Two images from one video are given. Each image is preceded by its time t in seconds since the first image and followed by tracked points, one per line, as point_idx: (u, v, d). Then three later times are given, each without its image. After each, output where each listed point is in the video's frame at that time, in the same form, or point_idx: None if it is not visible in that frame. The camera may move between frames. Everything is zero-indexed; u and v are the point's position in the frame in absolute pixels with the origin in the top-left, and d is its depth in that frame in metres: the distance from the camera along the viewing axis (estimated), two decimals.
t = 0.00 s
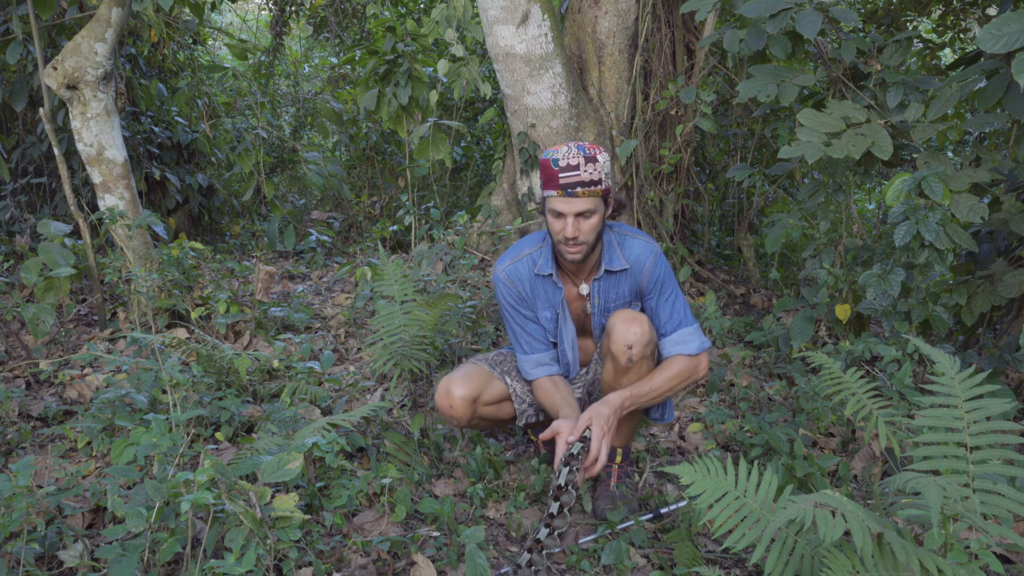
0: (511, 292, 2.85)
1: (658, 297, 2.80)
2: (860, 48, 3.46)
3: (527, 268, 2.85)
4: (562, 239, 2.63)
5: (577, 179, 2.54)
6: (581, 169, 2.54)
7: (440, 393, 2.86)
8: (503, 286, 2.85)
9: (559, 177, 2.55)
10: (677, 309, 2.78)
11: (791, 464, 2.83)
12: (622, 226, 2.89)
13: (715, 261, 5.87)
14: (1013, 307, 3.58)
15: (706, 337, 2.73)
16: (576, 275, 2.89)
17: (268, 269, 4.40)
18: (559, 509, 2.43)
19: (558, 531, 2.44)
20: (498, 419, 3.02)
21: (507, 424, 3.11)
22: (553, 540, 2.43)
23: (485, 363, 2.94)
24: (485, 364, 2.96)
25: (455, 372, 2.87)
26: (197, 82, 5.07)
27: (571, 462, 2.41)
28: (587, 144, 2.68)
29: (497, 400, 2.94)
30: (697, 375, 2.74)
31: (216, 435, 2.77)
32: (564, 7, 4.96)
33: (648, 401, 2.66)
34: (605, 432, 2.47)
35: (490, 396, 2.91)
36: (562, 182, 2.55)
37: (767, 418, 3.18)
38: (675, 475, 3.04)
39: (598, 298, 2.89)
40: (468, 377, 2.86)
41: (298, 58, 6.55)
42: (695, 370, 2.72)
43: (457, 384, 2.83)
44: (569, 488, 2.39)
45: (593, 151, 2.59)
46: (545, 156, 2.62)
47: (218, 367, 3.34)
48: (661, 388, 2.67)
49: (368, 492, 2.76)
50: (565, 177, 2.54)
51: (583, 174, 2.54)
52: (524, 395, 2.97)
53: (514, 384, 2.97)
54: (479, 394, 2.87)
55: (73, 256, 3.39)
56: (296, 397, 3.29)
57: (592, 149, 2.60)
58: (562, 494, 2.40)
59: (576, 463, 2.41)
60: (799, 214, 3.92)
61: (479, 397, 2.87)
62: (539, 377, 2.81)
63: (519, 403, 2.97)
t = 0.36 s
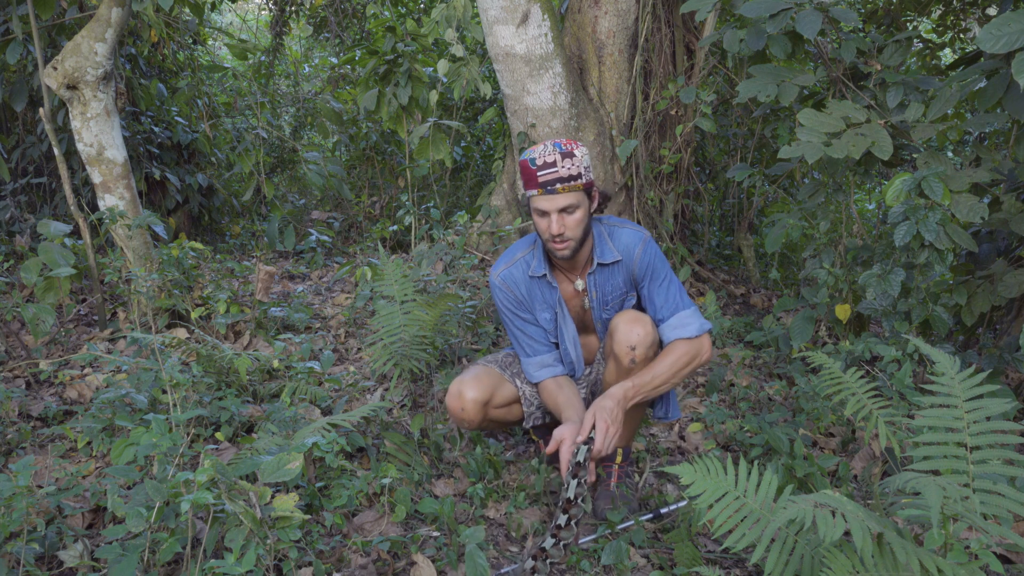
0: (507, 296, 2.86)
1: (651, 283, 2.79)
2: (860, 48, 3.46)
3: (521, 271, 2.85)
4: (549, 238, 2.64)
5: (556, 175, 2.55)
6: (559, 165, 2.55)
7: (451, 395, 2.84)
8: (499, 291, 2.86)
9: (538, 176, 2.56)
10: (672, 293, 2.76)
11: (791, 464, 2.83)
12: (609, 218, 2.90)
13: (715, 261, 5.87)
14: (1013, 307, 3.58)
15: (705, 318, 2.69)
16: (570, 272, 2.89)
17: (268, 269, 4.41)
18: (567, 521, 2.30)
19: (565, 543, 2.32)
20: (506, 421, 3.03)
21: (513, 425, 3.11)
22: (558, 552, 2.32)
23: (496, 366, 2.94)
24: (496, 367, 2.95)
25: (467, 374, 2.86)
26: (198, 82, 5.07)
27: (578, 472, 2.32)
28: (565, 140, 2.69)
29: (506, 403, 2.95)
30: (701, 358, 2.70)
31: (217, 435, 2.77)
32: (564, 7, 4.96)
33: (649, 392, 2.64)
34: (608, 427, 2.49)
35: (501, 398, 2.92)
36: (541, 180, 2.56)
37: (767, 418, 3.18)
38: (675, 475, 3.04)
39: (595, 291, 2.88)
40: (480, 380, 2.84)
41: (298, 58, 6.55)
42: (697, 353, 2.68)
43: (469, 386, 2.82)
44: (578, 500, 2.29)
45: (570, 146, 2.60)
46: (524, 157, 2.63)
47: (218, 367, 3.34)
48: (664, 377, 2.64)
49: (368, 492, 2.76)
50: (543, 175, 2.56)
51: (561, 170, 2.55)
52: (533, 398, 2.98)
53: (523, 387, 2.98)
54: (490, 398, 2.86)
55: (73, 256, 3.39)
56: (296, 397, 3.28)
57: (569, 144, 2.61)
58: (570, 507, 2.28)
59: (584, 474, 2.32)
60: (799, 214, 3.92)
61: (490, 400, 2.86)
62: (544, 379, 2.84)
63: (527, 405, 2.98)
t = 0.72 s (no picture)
0: (508, 301, 2.84)
1: (649, 274, 2.81)
2: (860, 48, 3.46)
3: (520, 274, 2.85)
4: (542, 239, 2.63)
5: (544, 175, 2.55)
6: (545, 165, 2.55)
7: (460, 399, 2.85)
8: (499, 297, 2.84)
9: (525, 176, 2.57)
10: (670, 282, 2.77)
11: (791, 464, 2.83)
12: (603, 214, 2.93)
13: (715, 261, 5.87)
14: (1013, 307, 3.58)
15: (705, 304, 2.70)
16: (569, 271, 2.89)
17: (269, 269, 4.41)
18: (564, 521, 2.29)
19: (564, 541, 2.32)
20: (513, 425, 3.03)
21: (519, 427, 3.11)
22: (557, 549, 2.32)
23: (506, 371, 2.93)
24: (504, 371, 2.94)
25: (477, 378, 2.86)
26: (197, 82, 5.07)
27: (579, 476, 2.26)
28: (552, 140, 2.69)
29: (514, 408, 2.95)
30: (703, 346, 2.68)
31: (216, 435, 2.77)
32: (564, 6, 4.96)
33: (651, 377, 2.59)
34: (610, 417, 2.40)
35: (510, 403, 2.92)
36: (529, 180, 2.57)
37: (767, 418, 3.18)
38: (675, 475, 3.04)
39: (597, 288, 2.89)
40: (489, 386, 2.84)
41: (298, 58, 6.55)
42: (700, 340, 2.66)
43: (478, 392, 2.82)
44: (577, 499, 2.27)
45: (557, 145, 2.60)
46: (512, 160, 2.65)
47: (218, 367, 3.34)
48: (664, 365, 2.60)
49: (368, 492, 2.75)
50: (531, 176, 2.56)
51: (549, 170, 2.55)
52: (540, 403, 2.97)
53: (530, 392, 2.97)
54: (499, 404, 2.85)
55: (73, 256, 3.39)
56: (296, 397, 3.28)
57: (555, 143, 2.61)
58: (568, 508, 2.27)
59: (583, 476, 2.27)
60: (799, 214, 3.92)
61: (499, 405, 2.86)
62: (546, 390, 2.76)
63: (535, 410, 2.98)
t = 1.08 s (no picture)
0: (513, 306, 2.81)
1: (648, 265, 2.80)
2: (860, 48, 3.46)
3: (524, 279, 2.83)
4: (542, 238, 2.63)
5: (540, 173, 2.54)
6: (541, 163, 2.54)
7: (470, 412, 2.77)
8: (503, 302, 2.81)
9: (523, 176, 2.56)
10: (668, 271, 2.76)
11: (791, 464, 2.83)
12: (602, 210, 2.95)
13: (715, 261, 5.87)
14: (1013, 307, 3.58)
15: (704, 292, 2.66)
16: (572, 272, 2.89)
17: (269, 269, 4.41)
18: (551, 498, 2.12)
19: (551, 523, 2.12)
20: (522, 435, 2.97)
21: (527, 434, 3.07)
22: (546, 531, 2.11)
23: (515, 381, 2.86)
24: (514, 382, 2.87)
25: (486, 391, 2.79)
26: (198, 82, 5.08)
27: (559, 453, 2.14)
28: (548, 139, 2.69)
29: (524, 419, 2.88)
30: (701, 334, 2.64)
31: (216, 435, 2.77)
32: (564, 6, 4.96)
33: (643, 356, 2.57)
34: (594, 391, 2.38)
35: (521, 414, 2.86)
36: (526, 179, 2.56)
37: (767, 418, 3.18)
38: (675, 475, 3.05)
39: (602, 286, 2.90)
40: (500, 398, 2.77)
41: (298, 58, 6.55)
42: (696, 327, 2.63)
43: (488, 404, 2.75)
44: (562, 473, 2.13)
45: (552, 143, 2.59)
46: (508, 161, 2.64)
47: (218, 367, 3.34)
48: (655, 346, 2.59)
49: (368, 492, 2.75)
50: (528, 175, 2.55)
51: (545, 168, 2.54)
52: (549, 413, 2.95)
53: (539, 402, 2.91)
54: (509, 417, 2.79)
55: (73, 256, 3.39)
56: (296, 397, 3.28)
57: (551, 141, 2.60)
58: (554, 482, 2.12)
59: (568, 450, 2.15)
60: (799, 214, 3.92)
61: (510, 417, 2.79)
62: (544, 399, 2.65)
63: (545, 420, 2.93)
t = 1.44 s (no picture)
0: (517, 297, 2.81)
1: (651, 256, 2.80)
2: (860, 48, 3.46)
3: (527, 271, 2.83)
4: (547, 228, 2.63)
5: (546, 163, 2.54)
6: (547, 153, 2.55)
7: (473, 422, 2.73)
8: (507, 293, 2.81)
9: (528, 165, 2.56)
10: (671, 262, 2.76)
11: (791, 464, 2.83)
12: (605, 203, 2.96)
13: (715, 261, 5.87)
14: (1013, 307, 3.58)
15: (707, 282, 2.67)
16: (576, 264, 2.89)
17: (269, 269, 4.41)
18: (544, 472, 2.23)
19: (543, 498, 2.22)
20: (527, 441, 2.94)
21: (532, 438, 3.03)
22: (539, 505, 2.21)
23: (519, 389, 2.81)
24: (516, 389, 2.83)
25: (489, 399, 2.75)
26: (197, 82, 5.08)
27: (556, 426, 2.24)
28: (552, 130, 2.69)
29: (528, 425, 2.85)
30: (703, 323, 2.64)
31: (216, 435, 2.77)
32: (564, 7, 4.96)
33: (646, 336, 2.56)
34: (594, 362, 2.38)
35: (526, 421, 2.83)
36: (531, 169, 2.56)
37: (767, 418, 3.18)
38: (675, 475, 3.04)
39: (606, 278, 2.90)
40: (503, 407, 2.73)
41: (298, 58, 6.55)
42: (699, 316, 2.63)
43: (492, 412, 2.71)
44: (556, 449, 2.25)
45: (558, 133, 2.60)
46: (513, 151, 2.64)
47: (218, 367, 3.34)
48: (656, 328, 2.57)
49: (368, 492, 2.75)
50: (533, 164, 2.55)
51: (551, 158, 2.54)
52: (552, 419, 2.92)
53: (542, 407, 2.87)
54: (513, 425, 2.75)
55: (73, 256, 3.39)
56: (296, 397, 3.28)
57: (556, 132, 2.61)
58: (547, 456, 2.23)
59: (564, 422, 2.24)
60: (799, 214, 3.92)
61: (514, 424, 2.76)
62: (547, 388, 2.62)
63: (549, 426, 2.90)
